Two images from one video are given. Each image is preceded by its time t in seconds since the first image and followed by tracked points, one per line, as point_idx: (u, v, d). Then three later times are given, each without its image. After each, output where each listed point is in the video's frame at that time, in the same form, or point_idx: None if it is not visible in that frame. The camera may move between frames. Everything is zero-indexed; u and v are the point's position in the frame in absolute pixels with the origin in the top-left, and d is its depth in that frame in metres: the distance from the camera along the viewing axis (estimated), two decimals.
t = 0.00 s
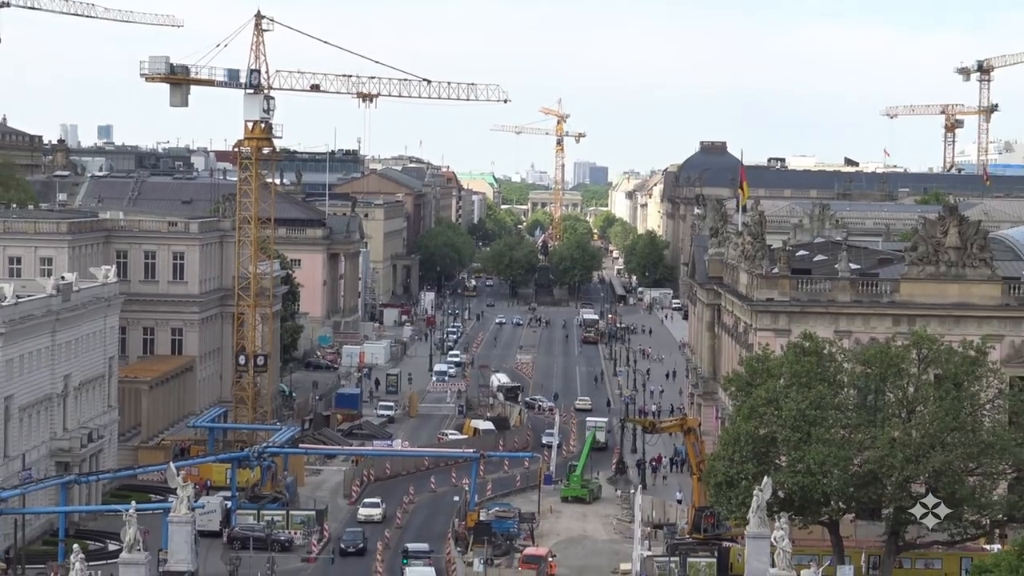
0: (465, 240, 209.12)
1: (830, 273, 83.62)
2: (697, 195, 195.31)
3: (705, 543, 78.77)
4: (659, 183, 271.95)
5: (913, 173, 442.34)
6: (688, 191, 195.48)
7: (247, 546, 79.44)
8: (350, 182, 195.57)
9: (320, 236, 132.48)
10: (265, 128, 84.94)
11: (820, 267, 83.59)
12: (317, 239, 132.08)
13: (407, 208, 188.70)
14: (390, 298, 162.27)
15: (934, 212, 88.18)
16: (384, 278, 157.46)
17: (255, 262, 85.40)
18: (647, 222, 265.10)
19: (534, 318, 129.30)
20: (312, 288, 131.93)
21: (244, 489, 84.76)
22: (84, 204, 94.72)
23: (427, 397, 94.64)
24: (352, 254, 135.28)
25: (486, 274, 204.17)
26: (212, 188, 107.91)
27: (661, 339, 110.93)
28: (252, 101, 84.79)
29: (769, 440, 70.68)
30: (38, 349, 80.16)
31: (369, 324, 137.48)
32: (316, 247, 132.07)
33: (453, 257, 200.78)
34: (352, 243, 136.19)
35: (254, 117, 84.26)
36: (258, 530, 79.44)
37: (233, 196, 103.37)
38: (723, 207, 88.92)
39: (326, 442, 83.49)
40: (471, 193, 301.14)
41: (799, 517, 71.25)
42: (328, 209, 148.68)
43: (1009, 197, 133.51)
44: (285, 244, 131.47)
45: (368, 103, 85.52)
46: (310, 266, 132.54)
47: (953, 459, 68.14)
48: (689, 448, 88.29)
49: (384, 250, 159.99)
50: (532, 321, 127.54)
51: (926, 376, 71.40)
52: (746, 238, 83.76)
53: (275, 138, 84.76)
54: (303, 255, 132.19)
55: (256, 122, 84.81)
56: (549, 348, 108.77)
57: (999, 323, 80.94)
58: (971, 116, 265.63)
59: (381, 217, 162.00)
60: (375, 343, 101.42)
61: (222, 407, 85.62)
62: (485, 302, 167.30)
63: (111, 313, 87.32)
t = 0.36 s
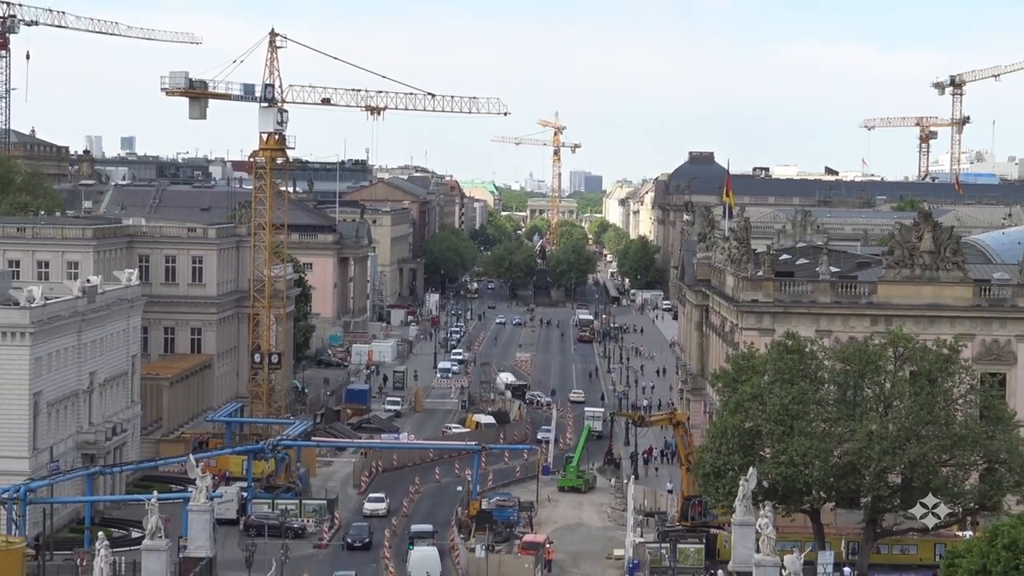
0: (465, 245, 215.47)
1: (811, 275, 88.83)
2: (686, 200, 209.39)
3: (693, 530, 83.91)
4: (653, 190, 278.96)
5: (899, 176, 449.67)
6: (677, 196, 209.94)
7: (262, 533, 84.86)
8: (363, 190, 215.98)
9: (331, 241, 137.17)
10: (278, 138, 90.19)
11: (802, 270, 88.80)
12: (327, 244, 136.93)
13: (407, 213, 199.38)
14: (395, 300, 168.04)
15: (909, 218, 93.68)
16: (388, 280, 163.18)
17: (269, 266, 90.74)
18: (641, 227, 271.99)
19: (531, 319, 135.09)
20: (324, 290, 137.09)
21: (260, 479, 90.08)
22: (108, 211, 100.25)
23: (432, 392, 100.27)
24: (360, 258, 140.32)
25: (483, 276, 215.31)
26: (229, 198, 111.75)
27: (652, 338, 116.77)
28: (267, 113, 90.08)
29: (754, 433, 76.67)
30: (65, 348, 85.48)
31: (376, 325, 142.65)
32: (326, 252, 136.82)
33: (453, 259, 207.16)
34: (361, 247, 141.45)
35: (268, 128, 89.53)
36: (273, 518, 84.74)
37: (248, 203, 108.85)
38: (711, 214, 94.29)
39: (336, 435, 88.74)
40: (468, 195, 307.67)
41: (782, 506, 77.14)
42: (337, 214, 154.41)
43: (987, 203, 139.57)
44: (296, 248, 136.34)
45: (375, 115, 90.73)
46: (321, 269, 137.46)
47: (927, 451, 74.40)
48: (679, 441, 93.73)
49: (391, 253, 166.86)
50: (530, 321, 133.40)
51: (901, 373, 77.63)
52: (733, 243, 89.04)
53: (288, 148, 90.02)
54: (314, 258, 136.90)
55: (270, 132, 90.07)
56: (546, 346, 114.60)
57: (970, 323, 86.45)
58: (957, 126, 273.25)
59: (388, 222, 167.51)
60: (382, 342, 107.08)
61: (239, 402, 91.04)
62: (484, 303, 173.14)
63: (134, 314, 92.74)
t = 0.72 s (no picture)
0: (466, 249, 221.53)
1: (793, 276, 94.04)
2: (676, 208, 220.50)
3: (680, 517, 88.98)
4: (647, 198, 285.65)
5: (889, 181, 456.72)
6: (667, 205, 221.25)
7: (274, 520, 90.08)
8: (368, 199, 228.18)
9: (340, 245, 142.13)
10: (290, 148, 95.48)
11: (784, 272, 94.06)
12: (336, 247, 142.00)
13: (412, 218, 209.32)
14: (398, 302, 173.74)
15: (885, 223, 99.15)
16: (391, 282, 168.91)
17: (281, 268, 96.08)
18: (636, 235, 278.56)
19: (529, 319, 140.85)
20: (333, 292, 142.30)
21: (272, 469, 95.33)
22: (128, 215, 105.76)
23: (435, 388, 105.90)
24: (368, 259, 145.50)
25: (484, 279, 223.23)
26: (242, 203, 117.08)
27: (644, 336, 122.46)
28: (280, 123, 95.35)
29: (739, 426, 82.74)
30: (88, 345, 90.74)
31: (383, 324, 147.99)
32: (336, 255, 141.75)
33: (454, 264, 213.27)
34: (367, 249, 146.83)
35: (281, 138, 94.81)
36: (284, 507, 89.86)
37: (262, 208, 114.13)
38: (699, 219, 99.62)
39: (344, 428, 94.11)
40: (468, 203, 314.38)
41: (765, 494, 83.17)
42: (345, 218, 160.25)
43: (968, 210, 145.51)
44: (306, 251, 141.48)
45: (382, 125, 95.99)
46: (330, 271, 142.50)
47: (903, 443, 79.93)
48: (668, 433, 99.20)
49: (396, 257, 172.52)
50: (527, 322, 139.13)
51: (878, 369, 83.66)
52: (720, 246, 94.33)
53: (299, 156, 95.31)
54: (324, 261, 141.83)
55: (283, 142, 95.35)
56: (543, 344, 120.27)
57: (943, 322, 91.82)
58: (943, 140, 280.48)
59: (393, 228, 172.97)
60: (387, 339, 112.77)
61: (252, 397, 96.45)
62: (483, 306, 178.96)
63: (153, 313, 98.04)
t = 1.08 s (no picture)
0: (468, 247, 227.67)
1: (777, 273, 99.31)
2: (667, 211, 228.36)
3: (671, 501, 94.53)
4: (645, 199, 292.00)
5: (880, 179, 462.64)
6: (658, 205, 230.28)
7: (287, 506, 95.57)
8: (377, 201, 234.71)
9: (349, 246, 147.49)
10: (301, 154, 101.12)
11: (769, 270, 99.57)
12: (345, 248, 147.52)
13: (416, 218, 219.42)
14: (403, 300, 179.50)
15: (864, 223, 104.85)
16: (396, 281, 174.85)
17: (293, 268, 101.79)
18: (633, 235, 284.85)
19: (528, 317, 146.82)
20: (342, 290, 147.70)
21: (285, 458, 101.00)
22: (148, 220, 111.67)
23: (439, 381, 111.86)
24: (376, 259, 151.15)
25: (486, 277, 231.23)
26: (256, 207, 122.32)
27: (637, 332, 128.46)
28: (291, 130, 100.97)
29: (727, 415, 88.49)
30: (112, 341, 96.45)
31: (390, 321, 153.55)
32: (345, 254, 147.16)
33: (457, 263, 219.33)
34: (375, 250, 152.43)
35: (292, 144, 100.46)
36: (296, 494, 95.34)
37: (275, 211, 119.84)
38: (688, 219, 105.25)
39: (353, 418, 99.86)
40: (469, 205, 320.78)
41: (752, 479, 89.03)
42: (353, 220, 166.14)
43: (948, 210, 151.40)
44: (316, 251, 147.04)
45: (387, 132, 101.65)
46: (339, 270, 147.89)
47: (881, 430, 85.62)
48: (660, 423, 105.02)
49: (401, 257, 178.42)
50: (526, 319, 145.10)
51: (858, 360, 89.39)
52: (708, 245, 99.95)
53: (309, 162, 100.97)
54: (334, 261, 147.22)
55: (294, 147, 100.97)
56: (541, 340, 126.27)
57: (919, 316, 97.41)
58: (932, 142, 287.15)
59: (399, 229, 178.63)
60: (393, 335, 118.80)
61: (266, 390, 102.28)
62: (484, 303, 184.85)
63: (172, 311, 103.71)
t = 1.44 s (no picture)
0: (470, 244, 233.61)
1: (763, 270, 105.14)
2: (662, 210, 234.85)
3: (662, 485, 100.32)
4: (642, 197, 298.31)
5: (868, 178, 469.12)
6: (650, 205, 238.61)
7: (300, 490, 101.36)
8: (383, 202, 240.46)
9: (357, 244, 153.33)
10: (312, 158, 106.95)
11: (755, 267, 105.28)
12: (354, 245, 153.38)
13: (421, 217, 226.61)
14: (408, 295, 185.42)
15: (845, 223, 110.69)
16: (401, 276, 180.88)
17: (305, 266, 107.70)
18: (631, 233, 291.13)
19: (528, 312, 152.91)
20: (351, 285, 153.47)
21: (298, 444, 107.03)
22: (168, 218, 117.49)
23: (443, 372, 117.95)
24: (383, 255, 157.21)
25: (487, 274, 237.78)
26: (269, 208, 128.04)
27: (630, 325, 134.53)
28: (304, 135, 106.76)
29: (715, 404, 94.38)
30: (134, 334, 102.21)
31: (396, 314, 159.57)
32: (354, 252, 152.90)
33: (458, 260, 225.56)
34: (382, 247, 158.29)
35: (304, 148, 106.22)
36: (307, 478, 101.21)
37: (288, 210, 125.74)
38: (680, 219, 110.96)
39: (362, 407, 105.83)
40: (470, 204, 327.06)
41: (738, 464, 94.93)
42: (360, 219, 172.04)
43: (928, 210, 157.42)
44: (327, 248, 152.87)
45: (395, 136, 107.43)
46: (348, 267, 153.53)
47: (860, 419, 91.48)
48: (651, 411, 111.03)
49: (406, 253, 184.32)
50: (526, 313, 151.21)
51: (839, 352, 95.26)
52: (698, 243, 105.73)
53: (320, 165, 106.83)
54: (344, 258, 152.83)
55: (306, 151, 106.79)
56: (540, 333, 132.31)
57: (897, 310, 103.18)
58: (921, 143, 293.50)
59: (406, 228, 184.34)
60: (399, 328, 124.91)
61: (280, 380, 108.26)
62: (486, 298, 190.58)
63: (190, 305, 109.51)
